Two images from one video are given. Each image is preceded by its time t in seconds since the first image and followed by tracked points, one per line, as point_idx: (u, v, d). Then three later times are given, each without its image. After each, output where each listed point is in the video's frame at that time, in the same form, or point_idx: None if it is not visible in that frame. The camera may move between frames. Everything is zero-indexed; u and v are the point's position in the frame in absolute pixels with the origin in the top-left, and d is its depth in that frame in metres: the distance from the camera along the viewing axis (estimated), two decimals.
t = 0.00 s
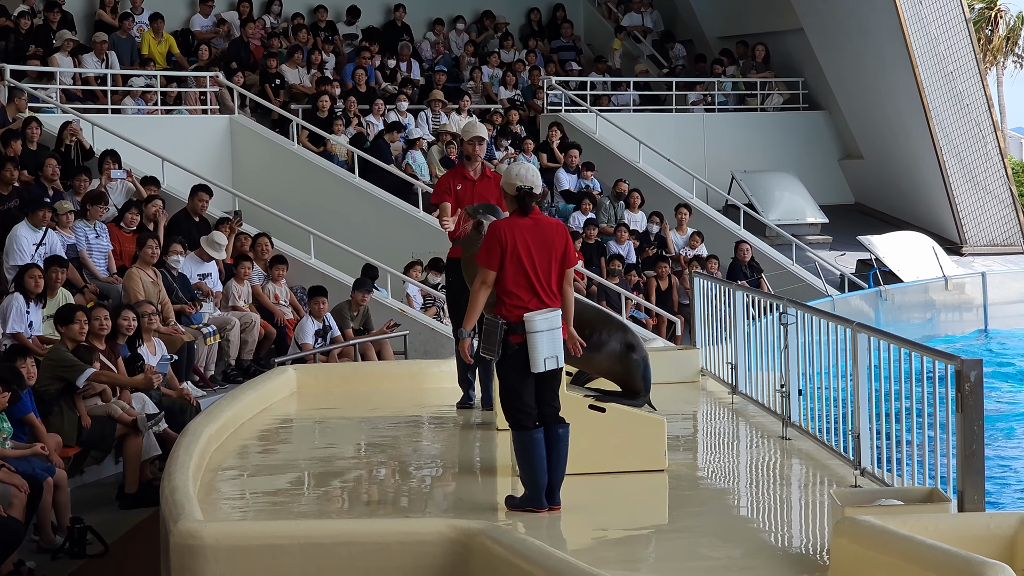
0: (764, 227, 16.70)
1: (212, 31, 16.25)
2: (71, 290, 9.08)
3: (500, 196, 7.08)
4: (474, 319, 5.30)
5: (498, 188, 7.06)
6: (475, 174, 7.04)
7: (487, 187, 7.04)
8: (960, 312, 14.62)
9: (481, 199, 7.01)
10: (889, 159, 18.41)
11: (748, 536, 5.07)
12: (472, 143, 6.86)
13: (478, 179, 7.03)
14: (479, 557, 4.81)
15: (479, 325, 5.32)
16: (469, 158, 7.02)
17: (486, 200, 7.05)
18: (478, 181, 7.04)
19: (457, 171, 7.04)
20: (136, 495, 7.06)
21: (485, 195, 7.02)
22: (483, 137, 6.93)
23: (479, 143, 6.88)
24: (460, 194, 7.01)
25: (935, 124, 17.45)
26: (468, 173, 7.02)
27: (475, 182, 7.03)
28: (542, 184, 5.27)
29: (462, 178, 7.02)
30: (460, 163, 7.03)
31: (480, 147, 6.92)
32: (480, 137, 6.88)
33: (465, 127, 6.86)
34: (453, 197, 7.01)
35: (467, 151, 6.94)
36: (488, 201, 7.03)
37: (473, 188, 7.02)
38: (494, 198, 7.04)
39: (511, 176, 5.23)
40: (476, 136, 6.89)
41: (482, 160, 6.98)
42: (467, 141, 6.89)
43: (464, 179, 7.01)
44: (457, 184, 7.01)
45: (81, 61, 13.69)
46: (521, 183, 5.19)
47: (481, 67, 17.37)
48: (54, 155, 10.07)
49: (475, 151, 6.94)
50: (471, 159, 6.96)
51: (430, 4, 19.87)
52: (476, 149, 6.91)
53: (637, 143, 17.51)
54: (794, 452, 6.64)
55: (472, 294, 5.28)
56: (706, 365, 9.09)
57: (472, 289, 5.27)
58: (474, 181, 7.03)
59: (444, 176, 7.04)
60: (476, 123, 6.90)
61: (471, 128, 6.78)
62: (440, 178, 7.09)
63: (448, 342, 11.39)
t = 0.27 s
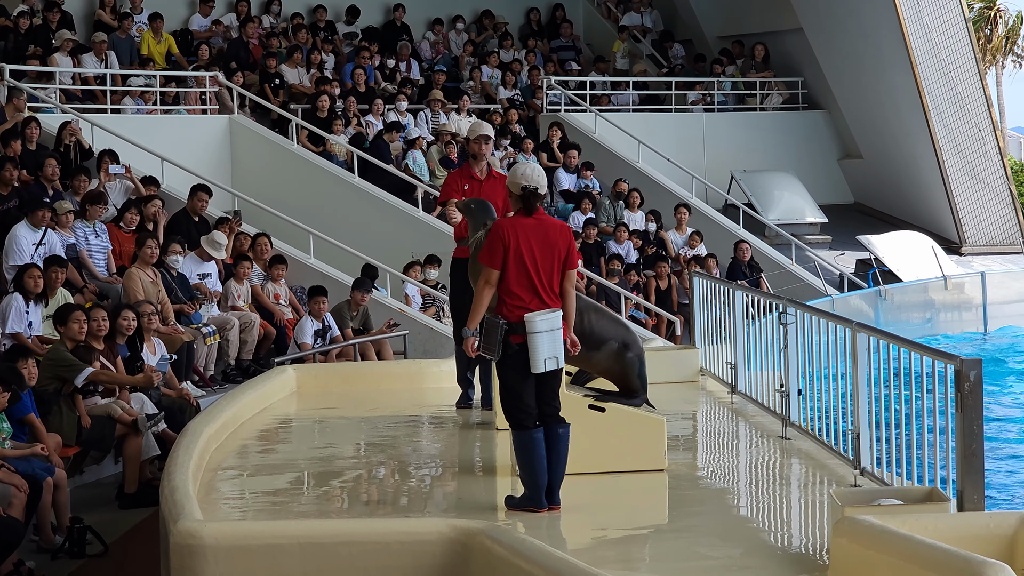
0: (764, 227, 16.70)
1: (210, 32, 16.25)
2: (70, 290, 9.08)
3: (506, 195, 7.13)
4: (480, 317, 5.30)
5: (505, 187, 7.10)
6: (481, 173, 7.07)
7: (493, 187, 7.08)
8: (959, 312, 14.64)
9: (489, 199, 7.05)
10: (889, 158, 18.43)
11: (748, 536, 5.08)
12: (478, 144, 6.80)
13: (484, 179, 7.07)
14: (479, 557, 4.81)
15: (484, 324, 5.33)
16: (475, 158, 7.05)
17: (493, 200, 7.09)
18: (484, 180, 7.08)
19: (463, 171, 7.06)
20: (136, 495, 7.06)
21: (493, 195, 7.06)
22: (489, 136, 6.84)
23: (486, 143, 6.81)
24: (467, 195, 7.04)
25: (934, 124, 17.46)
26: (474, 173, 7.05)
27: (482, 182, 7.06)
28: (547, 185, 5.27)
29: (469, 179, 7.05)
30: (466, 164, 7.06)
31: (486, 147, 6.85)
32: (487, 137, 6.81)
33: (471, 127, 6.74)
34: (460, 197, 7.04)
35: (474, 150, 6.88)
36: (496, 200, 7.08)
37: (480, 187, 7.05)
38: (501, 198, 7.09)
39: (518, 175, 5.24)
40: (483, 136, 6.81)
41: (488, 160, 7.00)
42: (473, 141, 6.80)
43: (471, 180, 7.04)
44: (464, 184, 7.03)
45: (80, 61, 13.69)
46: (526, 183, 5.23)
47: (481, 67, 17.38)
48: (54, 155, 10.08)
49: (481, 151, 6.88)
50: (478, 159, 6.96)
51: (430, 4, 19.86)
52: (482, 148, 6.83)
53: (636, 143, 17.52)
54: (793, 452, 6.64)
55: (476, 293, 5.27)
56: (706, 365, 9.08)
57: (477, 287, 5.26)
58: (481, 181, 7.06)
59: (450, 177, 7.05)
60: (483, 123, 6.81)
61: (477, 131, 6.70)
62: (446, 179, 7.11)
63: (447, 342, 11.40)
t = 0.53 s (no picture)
0: (763, 227, 16.71)
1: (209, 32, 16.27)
2: (70, 291, 9.08)
3: (507, 195, 7.13)
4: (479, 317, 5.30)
5: (506, 188, 7.10)
6: (484, 173, 7.06)
7: (495, 187, 7.07)
8: (959, 312, 14.64)
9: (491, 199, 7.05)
10: (888, 159, 18.43)
11: (748, 536, 5.07)
12: (481, 144, 6.76)
13: (487, 179, 7.06)
14: (479, 557, 4.81)
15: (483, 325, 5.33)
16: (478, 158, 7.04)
17: (495, 200, 7.09)
18: (486, 180, 7.07)
19: (465, 171, 7.04)
20: (135, 496, 7.06)
21: (495, 195, 7.06)
22: (492, 136, 6.80)
23: (489, 143, 6.78)
24: (470, 194, 7.02)
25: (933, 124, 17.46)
26: (477, 173, 7.03)
27: (484, 182, 7.05)
28: (549, 185, 5.27)
29: (472, 178, 7.03)
30: (469, 164, 7.04)
31: (490, 146, 6.82)
32: (490, 137, 6.78)
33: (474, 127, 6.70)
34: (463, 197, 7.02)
35: (477, 150, 6.83)
36: (499, 199, 7.08)
37: (482, 188, 7.03)
38: (503, 198, 7.09)
39: (521, 176, 5.24)
40: (486, 136, 6.78)
41: (491, 160, 6.99)
42: (477, 142, 6.76)
43: (474, 180, 7.02)
44: (467, 184, 7.02)
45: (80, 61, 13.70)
46: (529, 183, 5.22)
47: (480, 67, 17.39)
48: (54, 155, 10.09)
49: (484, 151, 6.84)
50: (480, 159, 6.94)
51: (430, 4, 19.87)
52: (484, 148, 6.80)
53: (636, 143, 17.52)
54: (793, 452, 6.65)
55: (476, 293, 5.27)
56: (705, 365, 9.08)
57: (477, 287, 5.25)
58: (483, 182, 7.05)
59: (452, 178, 7.03)
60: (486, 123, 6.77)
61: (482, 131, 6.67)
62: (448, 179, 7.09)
63: (447, 342, 11.41)
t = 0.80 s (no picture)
0: (763, 227, 16.71)
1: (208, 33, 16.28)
2: (70, 292, 9.07)
3: (506, 196, 7.07)
4: (480, 318, 5.32)
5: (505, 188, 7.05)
6: (481, 174, 7.04)
7: (493, 187, 7.04)
8: (959, 312, 14.63)
9: (489, 200, 7.02)
10: (888, 159, 18.43)
11: (748, 536, 5.08)
12: (476, 144, 6.79)
13: (484, 179, 7.03)
14: (479, 558, 4.81)
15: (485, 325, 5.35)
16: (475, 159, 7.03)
17: (493, 201, 7.05)
18: (484, 181, 7.05)
19: (463, 171, 7.05)
20: (135, 496, 7.06)
21: (492, 195, 7.02)
22: (488, 137, 6.82)
23: (483, 144, 6.80)
24: (467, 195, 7.01)
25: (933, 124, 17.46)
26: (474, 173, 7.02)
27: (482, 182, 7.02)
28: (551, 186, 5.28)
29: (469, 178, 7.03)
30: (466, 165, 7.05)
31: (485, 147, 6.84)
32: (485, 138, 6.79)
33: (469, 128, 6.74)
34: (460, 198, 7.02)
35: (472, 151, 6.86)
36: (496, 199, 7.04)
37: (479, 188, 7.01)
38: (501, 198, 7.04)
39: (523, 176, 5.24)
40: (481, 137, 6.79)
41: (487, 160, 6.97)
42: (471, 142, 6.80)
43: (471, 180, 7.01)
44: (464, 184, 7.02)
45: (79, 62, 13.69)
46: (531, 184, 5.22)
47: (480, 67, 17.38)
48: (54, 156, 10.10)
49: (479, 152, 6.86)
50: (477, 159, 6.94)
51: (429, 5, 19.87)
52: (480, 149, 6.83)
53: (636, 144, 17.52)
54: (793, 452, 6.65)
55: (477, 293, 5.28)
56: (705, 365, 9.09)
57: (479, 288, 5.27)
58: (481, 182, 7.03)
59: (449, 179, 7.04)
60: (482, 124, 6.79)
61: (476, 131, 6.70)
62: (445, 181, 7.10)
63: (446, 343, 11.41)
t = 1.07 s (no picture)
0: (763, 228, 16.71)
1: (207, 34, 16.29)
2: (70, 293, 9.07)
3: (495, 196, 7.08)
4: (481, 318, 5.34)
5: (494, 189, 7.06)
6: (471, 175, 7.04)
7: (482, 188, 7.05)
8: (959, 312, 14.63)
9: (479, 200, 7.02)
10: (888, 160, 18.43)
11: (748, 537, 5.08)
12: (465, 148, 6.78)
13: (473, 180, 7.04)
14: (479, 558, 4.81)
15: (485, 325, 5.38)
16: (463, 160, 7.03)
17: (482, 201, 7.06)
18: (474, 182, 7.05)
19: (452, 172, 7.04)
20: (135, 497, 7.06)
21: (482, 196, 7.03)
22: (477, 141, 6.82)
23: (472, 148, 6.80)
24: (457, 196, 7.01)
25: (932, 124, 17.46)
26: (463, 174, 7.02)
27: (471, 183, 7.03)
28: (551, 186, 5.28)
29: (459, 179, 7.02)
30: (454, 166, 7.05)
31: (474, 151, 6.85)
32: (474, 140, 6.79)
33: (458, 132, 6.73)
34: (450, 199, 7.01)
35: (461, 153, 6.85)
36: (485, 200, 7.05)
37: (469, 189, 7.02)
38: (490, 198, 7.06)
39: (523, 176, 5.25)
40: (470, 140, 6.79)
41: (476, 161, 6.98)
42: (460, 145, 6.78)
43: (461, 181, 7.01)
44: (454, 185, 7.01)
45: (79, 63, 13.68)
46: (531, 184, 5.22)
47: (479, 68, 17.38)
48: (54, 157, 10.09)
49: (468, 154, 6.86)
50: (465, 161, 6.94)
51: (430, 5, 19.86)
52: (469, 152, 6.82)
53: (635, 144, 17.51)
54: (793, 452, 6.65)
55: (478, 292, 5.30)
56: (705, 366, 9.09)
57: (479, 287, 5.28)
58: (470, 183, 7.03)
59: (438, 180, 7.03)
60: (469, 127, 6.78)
61: (465, 134, 6.69)
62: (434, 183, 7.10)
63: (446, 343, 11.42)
